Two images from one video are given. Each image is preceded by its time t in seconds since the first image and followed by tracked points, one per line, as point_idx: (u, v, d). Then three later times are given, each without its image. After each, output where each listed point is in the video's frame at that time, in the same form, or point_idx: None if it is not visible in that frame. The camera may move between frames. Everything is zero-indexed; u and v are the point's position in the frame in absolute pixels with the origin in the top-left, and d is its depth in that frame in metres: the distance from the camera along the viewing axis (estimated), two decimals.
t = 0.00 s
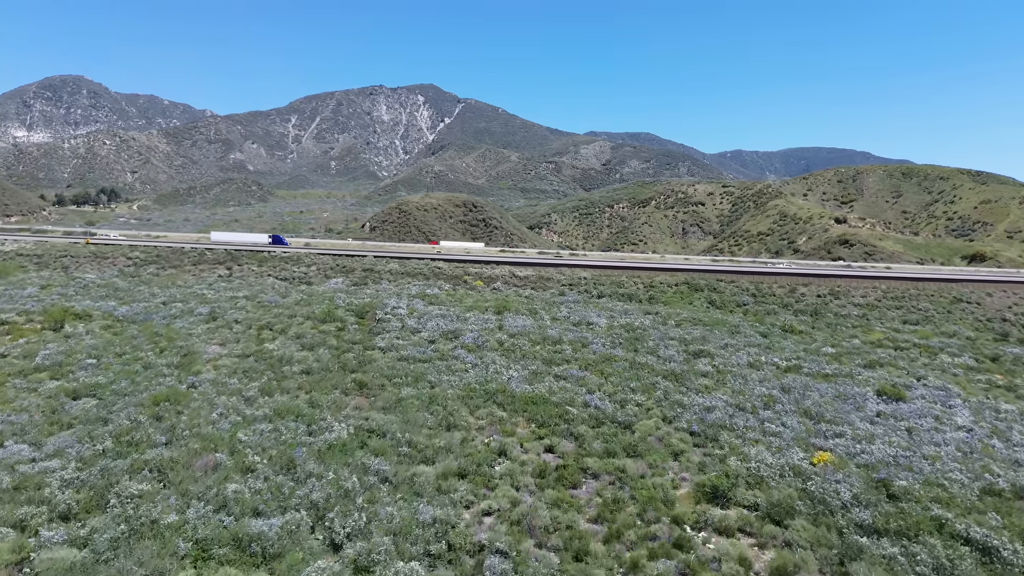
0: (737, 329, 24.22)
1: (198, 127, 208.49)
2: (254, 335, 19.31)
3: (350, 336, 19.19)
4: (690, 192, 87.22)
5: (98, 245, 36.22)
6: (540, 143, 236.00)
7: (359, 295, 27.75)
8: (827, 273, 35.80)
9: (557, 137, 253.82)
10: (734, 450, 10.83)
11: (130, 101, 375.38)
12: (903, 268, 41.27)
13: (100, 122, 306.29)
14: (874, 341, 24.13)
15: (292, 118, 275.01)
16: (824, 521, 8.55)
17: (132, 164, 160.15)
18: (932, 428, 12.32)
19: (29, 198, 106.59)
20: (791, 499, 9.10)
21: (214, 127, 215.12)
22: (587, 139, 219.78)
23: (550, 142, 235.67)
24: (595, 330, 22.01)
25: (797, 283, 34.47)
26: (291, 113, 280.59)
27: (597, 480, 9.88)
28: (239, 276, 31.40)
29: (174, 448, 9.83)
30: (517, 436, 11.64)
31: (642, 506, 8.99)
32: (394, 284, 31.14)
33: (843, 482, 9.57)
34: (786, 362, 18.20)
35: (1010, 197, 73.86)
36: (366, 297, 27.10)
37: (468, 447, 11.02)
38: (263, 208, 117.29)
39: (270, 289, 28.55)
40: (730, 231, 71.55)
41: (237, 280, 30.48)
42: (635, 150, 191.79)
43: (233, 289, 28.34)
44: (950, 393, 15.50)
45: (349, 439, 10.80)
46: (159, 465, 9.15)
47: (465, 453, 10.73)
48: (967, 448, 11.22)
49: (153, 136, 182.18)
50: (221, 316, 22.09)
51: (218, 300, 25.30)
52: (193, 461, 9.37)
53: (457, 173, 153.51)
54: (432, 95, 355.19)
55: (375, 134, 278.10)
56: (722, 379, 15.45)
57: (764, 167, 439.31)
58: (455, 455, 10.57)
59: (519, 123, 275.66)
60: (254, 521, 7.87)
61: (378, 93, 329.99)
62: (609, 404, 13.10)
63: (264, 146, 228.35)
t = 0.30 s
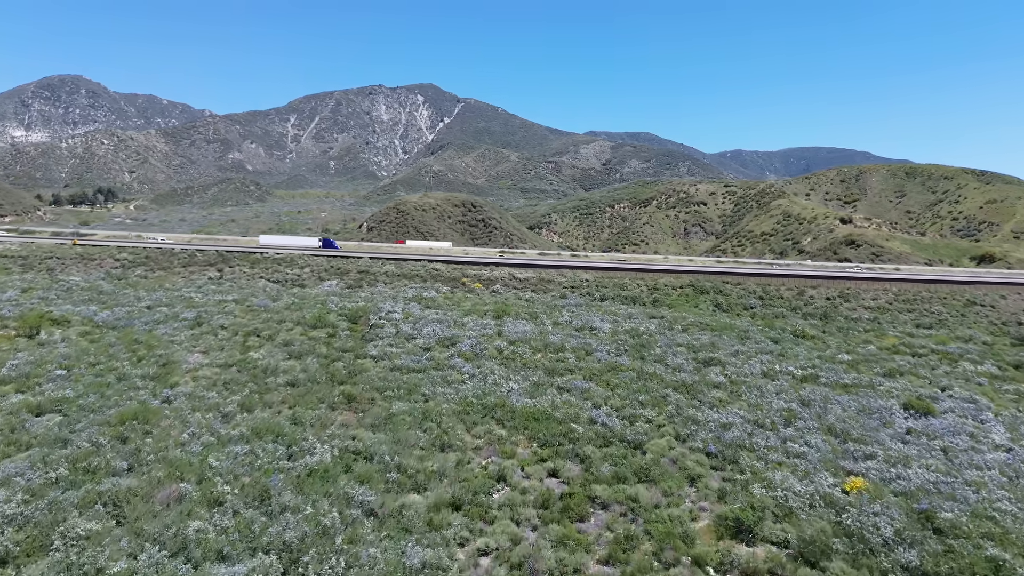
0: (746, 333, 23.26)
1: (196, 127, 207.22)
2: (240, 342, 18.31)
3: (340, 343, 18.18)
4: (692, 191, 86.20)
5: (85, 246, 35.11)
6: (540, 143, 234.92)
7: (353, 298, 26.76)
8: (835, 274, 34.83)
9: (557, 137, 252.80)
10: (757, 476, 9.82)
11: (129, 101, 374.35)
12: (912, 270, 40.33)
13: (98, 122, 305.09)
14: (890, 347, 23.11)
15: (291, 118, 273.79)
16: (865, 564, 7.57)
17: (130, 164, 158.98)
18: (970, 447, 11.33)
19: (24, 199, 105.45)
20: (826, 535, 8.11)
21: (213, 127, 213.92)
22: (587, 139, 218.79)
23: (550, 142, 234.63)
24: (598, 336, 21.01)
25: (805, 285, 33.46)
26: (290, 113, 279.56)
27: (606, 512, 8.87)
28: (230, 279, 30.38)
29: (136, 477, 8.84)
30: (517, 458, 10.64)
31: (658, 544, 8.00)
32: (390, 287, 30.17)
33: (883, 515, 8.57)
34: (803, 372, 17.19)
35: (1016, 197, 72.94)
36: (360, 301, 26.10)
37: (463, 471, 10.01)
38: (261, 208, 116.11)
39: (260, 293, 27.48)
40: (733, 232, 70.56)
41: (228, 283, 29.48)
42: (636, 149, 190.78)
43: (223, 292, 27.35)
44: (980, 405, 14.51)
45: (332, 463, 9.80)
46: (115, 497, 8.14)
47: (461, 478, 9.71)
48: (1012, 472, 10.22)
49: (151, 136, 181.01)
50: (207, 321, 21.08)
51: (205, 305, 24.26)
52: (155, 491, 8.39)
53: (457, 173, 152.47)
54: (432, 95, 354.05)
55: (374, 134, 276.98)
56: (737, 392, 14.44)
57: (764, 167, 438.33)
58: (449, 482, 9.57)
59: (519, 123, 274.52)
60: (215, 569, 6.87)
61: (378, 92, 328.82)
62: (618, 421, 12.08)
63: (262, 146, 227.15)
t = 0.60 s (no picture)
0: (757, 338, 22.27)
1: (195, 126, 205.99)
2: (225, 350, 17.28)
3: (331, 351, 17.17)
4: (694, 191, 85.16)
5: (73, 247, 34.09)
6: (540, 142, 233.93)
7: (347, 302, 25.74)
8: (844, 276, 33.85)
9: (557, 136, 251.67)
10: (785, 506, 8.84)
11: (128, 100, 373.23)
12: (922, 271, 39.35)
13: (97, 122, 303.89)
14: (907, 353, 22.13)
15: (290, 117, 272.57)
16: None
17: (128, 163, 157.78)
18: (1014, 470, 10.36)
19: (19, 198, 104.36)
20: None
21: (211, 126, 212.67)
22: (587, 138, 217.79)
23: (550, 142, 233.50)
24: (603, 342, 20.00)
25: (814, 287, 32.48)
26: (289, 112, 278.45)
27: (618, 551, 7.90)
28: (220, 281, 29.33)
29: (88, 512, 7.85)
30: (517, 484, 9.65)
31: None
32: (385, 290, 29.15)
33: (931, 557, 7.61)
34: (820, 381, 16.20)
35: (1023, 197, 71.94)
36: (354, 305, 25.09)
37: (459, 501, 9.03)
38: (258, 208, 114.91)
39: (251, 296, 26.48)
40: (736, 232, 69.55)
41: (218, 286, 28.44)
42: (636, 149, 189.68)
43: (212, 295, 26.32)
44: (1014, 420, 13.55)
45: (312, 493, 8.81)
46: (60, 539, 7.15)
47: (455, 510, 8.72)
48: None
49: (149, 135, 179.87)
50: (192, 327, 20.06)
51: (193, 309, 23.27)
52: (108, 531, 7.40)
53: (456, 173, 151.43)
54: (431, 94, 352.84)
55: (374, 134, 275.83)
56: (754, 405, 13.45)
57: (764, 167, 437.39)
58: (443, 514, 8.59)
59: (518, 122, 273.39)
60: None
61: (377, 92, 327.62)
62: (627, 440, 11.10)
63: (261, 145, 225.95)
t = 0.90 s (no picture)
0: (768, 345, 21.31)
1: (193, 125, 204.86)
2: (207, 360, 16.26)
3: (319, 361, 16.18)
4: (695, 190, 84.16)
5: (59, 249, 33.08)
6: (540, 142, 232.94)
7: (340, 306, 24.78)
8: (854, 278, 32.83)
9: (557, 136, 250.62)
10: (818, 548, 7.86)
11: (128, 100, 372.37)
12: (932, 273, 38.37)
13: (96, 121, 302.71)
14: (925, 360, 21.16)
15: (289, 117, 271.36)
16: None
17: (126, 163, 156.62)
18: None
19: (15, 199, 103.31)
20: None
21: (210, 126, 211.47)
22: (587, 137, 216.73)
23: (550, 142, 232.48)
24: (607, 349, 19.03)
25: (824, 290, 31.49)
26: (288, 112, 277.45)
27: None
28: (210, 284, 28.34)
29: (25, 561, 6.87)
30: (517, 517, 8.64)
31: None
32: (381, 293, 28.12)
33: None
34: (840, 394, 15.22)
35: None
36: (347, 309, 24.06)
37: (451, 539, 8.03)
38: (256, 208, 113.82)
39: (240, 300, 25.48)
40: (739, 232, 68.55)
41: (207, 289, 27.45)
42: (636, 148, 188.65)
43: (200, 299, 25.34)
44: None
45: (285, 533, 7.81)
46: None
47: (447, 552, 7.73)
48: None
49: (147, 135, 178.74)
50: (174, 334, 19.04)
51: (178, 314, 22.27)
52: None
53: (456, 172, 150.45)
54: (430, 94, 351.77)
55: (373, 134, 274.69)
56: (774, 422, 12.46)
57: (765, 167, 436.51)
58: (434, 557, 7.62)
59: (518, 121, 272.37)
60: None
61: (376, 92, 326.59)
62: (638, 465, 10.10)
63: (260, 145, 224.78)
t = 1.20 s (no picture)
0: (780, 353, 20.31)
1: (192, 125, 203.55)
2: (187, 372, 15.24)
3: (306, 373, 15.16)
4: (697, 190, 83.14)
5: (44, 251, 31.98)
6: (541, 142, 231.90)
7: (333, 311, 23.76)
8: (865, 281, 31.83)
9: (557, 135, 249.62)
10: None
11: (127, 100, 371.26)
12: (944, 275, 37.39)
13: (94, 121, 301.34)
14: (945, 369, 20.18)
15: (287, 117, 270.04)
16: None
17: (124, 163, 155.39)
18: None
19: (10, 199, 102.10)
20: None
21: (209, 125, 210.29)
22: (587, 137, 215.62)
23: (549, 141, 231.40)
24: (613, 359, 18.03)
25: (834, 293, 30.49)
26: (287, 112, 276.26)
27: None
28: (199, 288, 27.32)
29: None
30: (518, 564, 7.62)
31: None
32: (376, 298, 27.11)
33: None
34: (864, 410, 14.22)
35: None
36: (340, 315, 23.06)
37: None
38: (253, 209, 112.60)
39: (229, 305, 24.47)
40: (742, 233, 67.52)
41: (196, 293, 26.44)
42: (637, 148, 187.57)
43: (187, 304, 24.33)
44: None
45: None
46: None
47: None
48: None
49: (145, 134, 177.60)
50: (155, 343, 17.99)
51: (162, 320, 21.25)
52: None
53: (456, 172, 149.39)
54: (430, 93, 350.61)
55: (372, 133, 273.45)
56: (797, 444, 11.46)
57: (765, 166, 435.43)
58: None
59: (518, 120, 271.24)
60: None
61: (376, 91, 325.59)
62: (652, 498, 9.08)
63: (259, 144, 223.58)
